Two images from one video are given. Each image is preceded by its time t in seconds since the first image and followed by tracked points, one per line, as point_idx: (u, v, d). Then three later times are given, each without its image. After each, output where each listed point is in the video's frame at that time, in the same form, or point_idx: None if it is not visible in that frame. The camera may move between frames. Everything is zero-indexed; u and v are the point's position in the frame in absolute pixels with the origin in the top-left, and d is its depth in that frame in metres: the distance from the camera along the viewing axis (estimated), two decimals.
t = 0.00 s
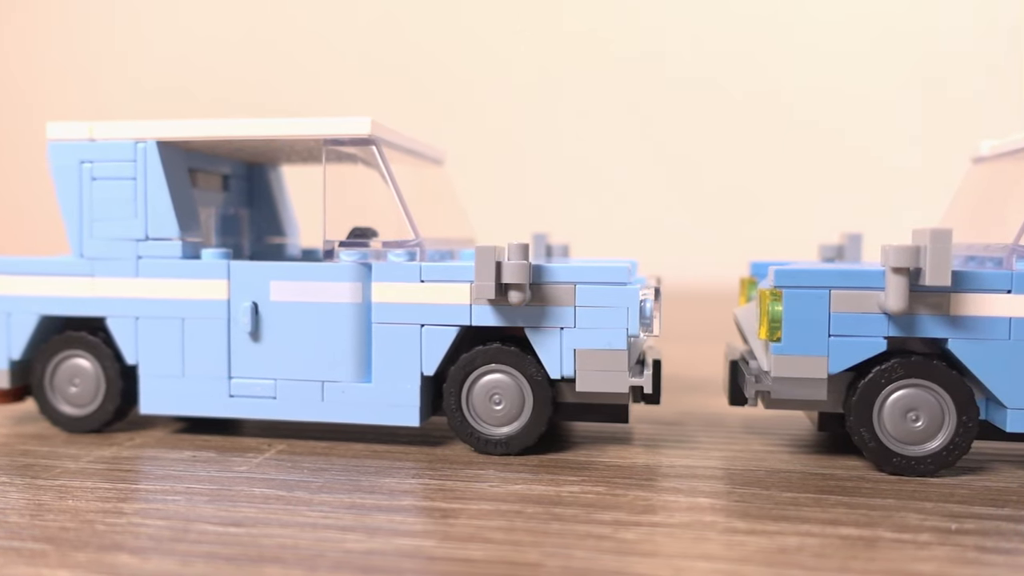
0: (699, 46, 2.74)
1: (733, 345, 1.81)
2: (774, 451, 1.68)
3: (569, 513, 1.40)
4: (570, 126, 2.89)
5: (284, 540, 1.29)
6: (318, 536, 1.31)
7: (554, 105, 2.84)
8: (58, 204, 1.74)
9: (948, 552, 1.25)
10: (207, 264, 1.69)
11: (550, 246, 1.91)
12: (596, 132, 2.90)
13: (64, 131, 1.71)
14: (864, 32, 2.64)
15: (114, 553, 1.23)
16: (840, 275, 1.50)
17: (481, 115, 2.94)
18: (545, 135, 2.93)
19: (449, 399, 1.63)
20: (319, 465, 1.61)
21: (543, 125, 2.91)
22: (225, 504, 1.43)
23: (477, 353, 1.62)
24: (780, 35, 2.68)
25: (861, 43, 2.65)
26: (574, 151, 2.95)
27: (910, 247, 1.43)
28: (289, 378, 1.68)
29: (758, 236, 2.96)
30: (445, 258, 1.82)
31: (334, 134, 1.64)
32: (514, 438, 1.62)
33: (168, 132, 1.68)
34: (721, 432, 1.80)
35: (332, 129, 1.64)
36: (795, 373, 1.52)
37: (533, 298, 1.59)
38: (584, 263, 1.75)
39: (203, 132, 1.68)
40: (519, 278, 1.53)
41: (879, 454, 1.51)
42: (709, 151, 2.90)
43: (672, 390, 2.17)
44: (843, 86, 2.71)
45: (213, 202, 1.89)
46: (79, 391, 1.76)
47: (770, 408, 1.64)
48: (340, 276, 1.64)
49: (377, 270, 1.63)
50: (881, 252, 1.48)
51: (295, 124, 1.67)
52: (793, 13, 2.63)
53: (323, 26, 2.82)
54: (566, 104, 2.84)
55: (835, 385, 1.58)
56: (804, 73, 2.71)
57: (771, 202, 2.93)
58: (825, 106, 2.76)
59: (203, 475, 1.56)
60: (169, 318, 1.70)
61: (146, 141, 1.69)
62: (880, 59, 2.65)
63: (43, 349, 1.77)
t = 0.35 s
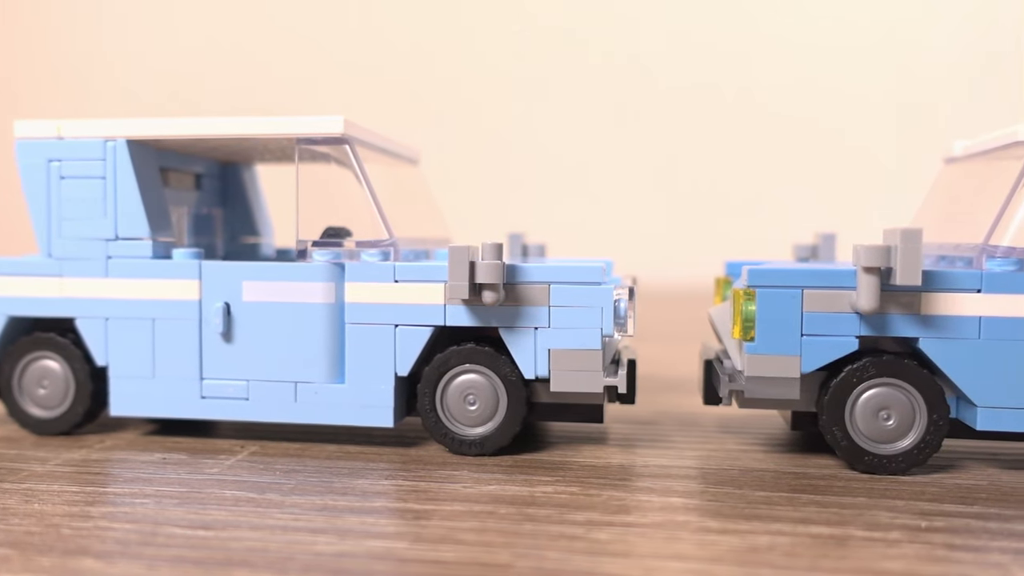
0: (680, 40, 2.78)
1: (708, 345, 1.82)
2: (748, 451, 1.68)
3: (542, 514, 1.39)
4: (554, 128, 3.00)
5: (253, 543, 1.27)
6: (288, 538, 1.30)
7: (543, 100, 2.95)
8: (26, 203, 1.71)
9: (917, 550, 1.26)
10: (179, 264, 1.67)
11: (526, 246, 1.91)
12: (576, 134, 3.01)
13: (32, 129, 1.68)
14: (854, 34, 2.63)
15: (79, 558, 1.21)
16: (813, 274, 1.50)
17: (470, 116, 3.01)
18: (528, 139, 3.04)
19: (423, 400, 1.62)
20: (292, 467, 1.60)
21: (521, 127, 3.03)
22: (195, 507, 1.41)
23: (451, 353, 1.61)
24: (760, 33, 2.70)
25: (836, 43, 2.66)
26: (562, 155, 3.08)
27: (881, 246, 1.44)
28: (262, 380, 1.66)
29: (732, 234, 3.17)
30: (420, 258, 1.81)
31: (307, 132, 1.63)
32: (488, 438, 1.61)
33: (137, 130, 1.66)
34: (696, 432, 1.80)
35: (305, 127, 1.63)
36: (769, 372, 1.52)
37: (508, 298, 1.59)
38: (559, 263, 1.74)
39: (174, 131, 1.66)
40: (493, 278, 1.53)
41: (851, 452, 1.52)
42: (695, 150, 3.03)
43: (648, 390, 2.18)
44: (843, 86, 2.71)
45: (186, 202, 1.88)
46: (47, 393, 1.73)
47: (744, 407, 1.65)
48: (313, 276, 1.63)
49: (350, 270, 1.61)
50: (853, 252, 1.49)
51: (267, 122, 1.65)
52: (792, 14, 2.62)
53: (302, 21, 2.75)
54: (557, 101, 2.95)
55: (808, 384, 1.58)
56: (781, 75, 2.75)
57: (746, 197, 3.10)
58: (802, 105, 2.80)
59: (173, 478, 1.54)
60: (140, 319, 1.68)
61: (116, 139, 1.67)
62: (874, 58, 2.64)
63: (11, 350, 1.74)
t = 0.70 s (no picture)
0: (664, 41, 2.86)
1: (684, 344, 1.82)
2: (722, 450, 1.68)
3: (515, 515, 1.39)
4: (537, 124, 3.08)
5: (222, 547, 1.26)
6: (257, 541, 1.28)
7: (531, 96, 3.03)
8: None
9: (887, 548, 1.26)
10: (149, 264, 1.65)
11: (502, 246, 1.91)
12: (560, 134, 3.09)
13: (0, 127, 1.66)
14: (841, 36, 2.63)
15: (44, 563, 1.19)
16: (786, 274, 1.51)
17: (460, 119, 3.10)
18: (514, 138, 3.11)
19: (397, 400, 1.61)
20: (264, 469, 1.58)
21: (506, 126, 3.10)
22: (164, 510, 1.39)
23: (426, 353, 1.60)
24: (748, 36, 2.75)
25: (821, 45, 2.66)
26: (548, 162, 3.15)
27: (853, 246, 1.44)
28: (234, 381, 1.65)
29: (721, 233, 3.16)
30: (395, 258, 1.79)
31: (280, 130, 1.62)
32: (463, 439, 1.60)
33: (108, 128, 1.64)
34: (671, 431, 1.81)
35: (278, 126, 1.61)
36: (742, 372, 1.53)
37: (482, 298, 1.58)
38: (535, 263, 1.74)
39: (145, 129, 1.65)
40: (467, 278, 1.52)
41: (824, 451, 1.53)
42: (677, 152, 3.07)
43: (625, 390, 2.18)
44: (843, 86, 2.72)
45: (158, 202, 1.86)
46: (16, 395, 1.71)
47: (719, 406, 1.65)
48: (286, 276, 1.61)
49: (323, 270, 1.60)
50: (825, 252, 1.49)
51: (239, 119, 1.64)
52: (794, 14, 2.60)
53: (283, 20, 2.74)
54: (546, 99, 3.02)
55: (782, 383, 1.59)
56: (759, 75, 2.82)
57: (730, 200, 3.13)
58: (782, 105, 2.83)
59: (142, 481, 1.52)
60: (110, 319, 1.66)
61: (86, 138, 1.65)
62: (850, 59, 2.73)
63: None
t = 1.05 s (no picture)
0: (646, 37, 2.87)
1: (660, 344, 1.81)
2: (697, 449, 1.68)
3: (488, 516, 1.38)
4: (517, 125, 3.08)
5: (190, 550, 1.24)
6: (226, 544, 1.27)
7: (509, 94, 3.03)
8: None
9: (858, 546, 1.27)
10: (118, 265, 1.63)
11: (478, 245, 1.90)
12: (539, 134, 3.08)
13: None
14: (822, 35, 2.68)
15: (7, 568, 1.16)
16: (759, 274, 1.51)
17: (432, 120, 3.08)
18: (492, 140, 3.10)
19: (371, 401, 1.60)
20: (236, 470, 1.57)
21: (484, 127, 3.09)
22: (132, 513, 1.37)
23: (400, 353, 1.59)
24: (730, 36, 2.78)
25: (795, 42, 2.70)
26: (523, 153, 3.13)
27: (826, 246, 1.45)
28: (206, 382, 1.63)
29: (700, 232, 3.17)
30: (369, 257, 1.78)
31: (251, 130, 1.60)
32: (437, 440, 1.60)
33: (77, 126, 1.62)
34: (646, 431, 1.81)
35: (250, 125, 1.60)
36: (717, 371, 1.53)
37: (456, 298, 1.57)
38: (510, 263, 1.73)
39: (114, 127, 1.63)
40: (440, 278, 1.51)
41: (797, 450, 1.53)
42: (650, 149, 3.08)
43: (602, 390, 2.17)
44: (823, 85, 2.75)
45: (129, 202, 1.84)
46: None
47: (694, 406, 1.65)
48: (257, 276, 1.60)
49: (296, 270, 1.59)
50: (798, 251, 1.49)
51: (210, 118, 1.63)
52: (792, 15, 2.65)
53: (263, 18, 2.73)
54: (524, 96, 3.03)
55: (756, 382, 1.59)
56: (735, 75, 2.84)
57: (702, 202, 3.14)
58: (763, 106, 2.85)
59: (111, 484, 1.50)
60: (79, 320, 1.64)
61: (54, 136, 1.63)
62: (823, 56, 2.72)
63: None
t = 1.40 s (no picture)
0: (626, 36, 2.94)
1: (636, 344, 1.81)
2: (672, 449, 1.68)
3: (462, 517, 1.37)
4: (495, 126, 3.08)
5: (159, 554, 1.22)
6: (196, 547, 1.25)
7: (490, 93, 3.05)
8: None
9: (830, 545, 1.27)
10: (88, 265, 1.60)
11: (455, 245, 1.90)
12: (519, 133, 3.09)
13: None
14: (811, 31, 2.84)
15: None
16: (733, 273, 1.51)
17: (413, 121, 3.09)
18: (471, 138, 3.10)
19: (345, 402, 1.59)
20: (207, 473, 1.55)
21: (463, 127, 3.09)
22: (101, 517, 1.35)
23: (375, 354, 1.58)
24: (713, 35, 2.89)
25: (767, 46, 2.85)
26: (506, 153, 3.12)
27: (798, 246, 1.45)
28: (179, 383, 1.62)
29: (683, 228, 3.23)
30: (343, 257, 1.77)
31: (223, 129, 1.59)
32: (412, 441, 1.59)
33: (47, 124, 1.60)
34: (623, 431, 1.81)
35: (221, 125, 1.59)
36: (691, 371, 1.53)
37: (431, 298, 1.57)
38: (486, 263, 1.73)
39: (83, 126, 1.61)
40: (415, 278, 1.51)
41: (771, 449, 1.53)
42: (631, 150, 3.08)
43: (579, 390, 2.17)
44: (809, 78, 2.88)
45: (101, 201, 1.82)
46: None
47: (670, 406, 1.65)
48: (230, 277, 1.58)
49: (269, 270, 1.57)
50: (772, 251, 1.49)
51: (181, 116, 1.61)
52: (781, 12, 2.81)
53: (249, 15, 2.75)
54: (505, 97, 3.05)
55: (731, 382, 1.59)
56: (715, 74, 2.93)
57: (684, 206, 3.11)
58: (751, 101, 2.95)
59: (80, 487, 1.48)
60: (48, 321, 1.62)
61: (22, 134, 1.60)
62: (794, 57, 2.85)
63: None
